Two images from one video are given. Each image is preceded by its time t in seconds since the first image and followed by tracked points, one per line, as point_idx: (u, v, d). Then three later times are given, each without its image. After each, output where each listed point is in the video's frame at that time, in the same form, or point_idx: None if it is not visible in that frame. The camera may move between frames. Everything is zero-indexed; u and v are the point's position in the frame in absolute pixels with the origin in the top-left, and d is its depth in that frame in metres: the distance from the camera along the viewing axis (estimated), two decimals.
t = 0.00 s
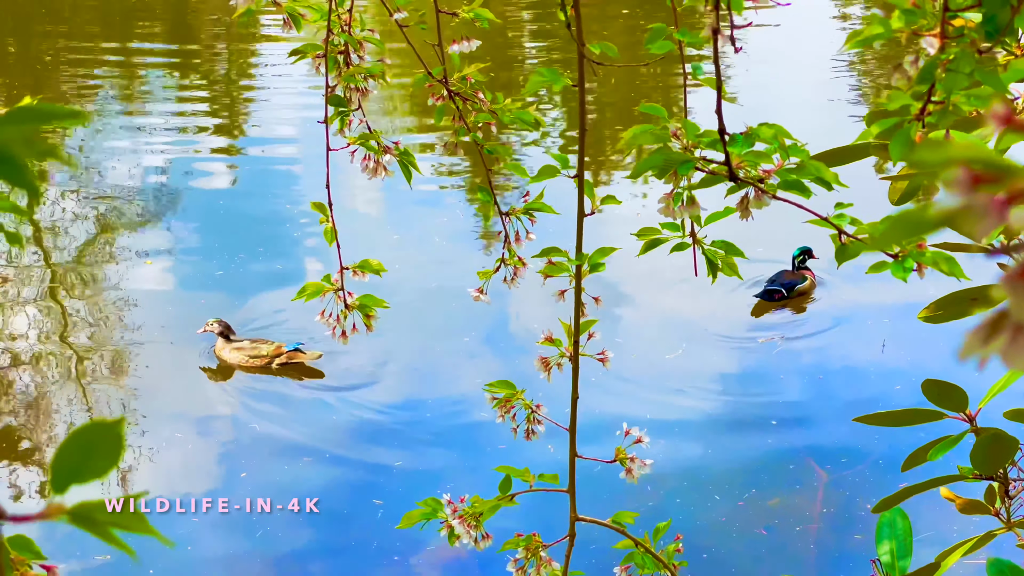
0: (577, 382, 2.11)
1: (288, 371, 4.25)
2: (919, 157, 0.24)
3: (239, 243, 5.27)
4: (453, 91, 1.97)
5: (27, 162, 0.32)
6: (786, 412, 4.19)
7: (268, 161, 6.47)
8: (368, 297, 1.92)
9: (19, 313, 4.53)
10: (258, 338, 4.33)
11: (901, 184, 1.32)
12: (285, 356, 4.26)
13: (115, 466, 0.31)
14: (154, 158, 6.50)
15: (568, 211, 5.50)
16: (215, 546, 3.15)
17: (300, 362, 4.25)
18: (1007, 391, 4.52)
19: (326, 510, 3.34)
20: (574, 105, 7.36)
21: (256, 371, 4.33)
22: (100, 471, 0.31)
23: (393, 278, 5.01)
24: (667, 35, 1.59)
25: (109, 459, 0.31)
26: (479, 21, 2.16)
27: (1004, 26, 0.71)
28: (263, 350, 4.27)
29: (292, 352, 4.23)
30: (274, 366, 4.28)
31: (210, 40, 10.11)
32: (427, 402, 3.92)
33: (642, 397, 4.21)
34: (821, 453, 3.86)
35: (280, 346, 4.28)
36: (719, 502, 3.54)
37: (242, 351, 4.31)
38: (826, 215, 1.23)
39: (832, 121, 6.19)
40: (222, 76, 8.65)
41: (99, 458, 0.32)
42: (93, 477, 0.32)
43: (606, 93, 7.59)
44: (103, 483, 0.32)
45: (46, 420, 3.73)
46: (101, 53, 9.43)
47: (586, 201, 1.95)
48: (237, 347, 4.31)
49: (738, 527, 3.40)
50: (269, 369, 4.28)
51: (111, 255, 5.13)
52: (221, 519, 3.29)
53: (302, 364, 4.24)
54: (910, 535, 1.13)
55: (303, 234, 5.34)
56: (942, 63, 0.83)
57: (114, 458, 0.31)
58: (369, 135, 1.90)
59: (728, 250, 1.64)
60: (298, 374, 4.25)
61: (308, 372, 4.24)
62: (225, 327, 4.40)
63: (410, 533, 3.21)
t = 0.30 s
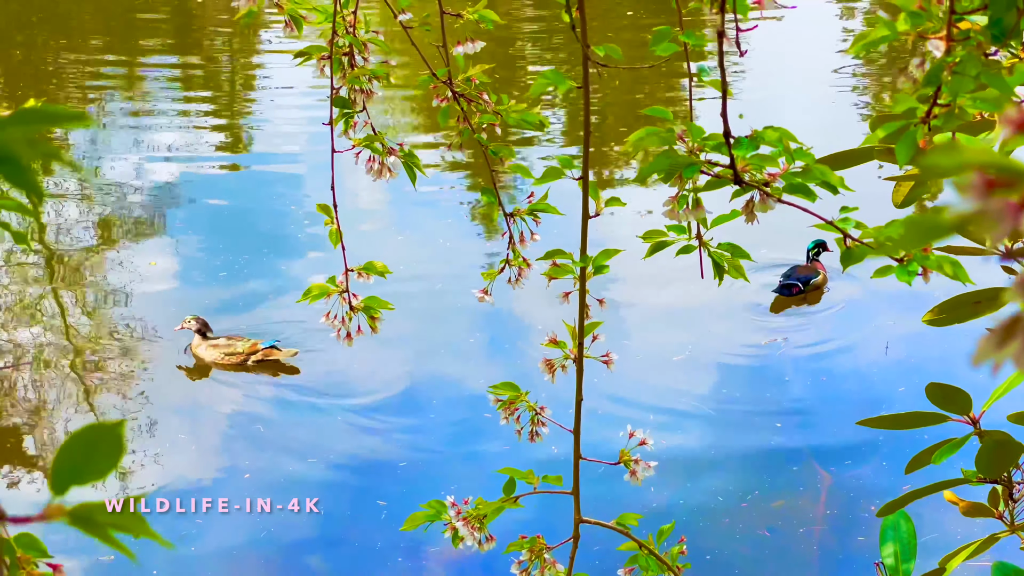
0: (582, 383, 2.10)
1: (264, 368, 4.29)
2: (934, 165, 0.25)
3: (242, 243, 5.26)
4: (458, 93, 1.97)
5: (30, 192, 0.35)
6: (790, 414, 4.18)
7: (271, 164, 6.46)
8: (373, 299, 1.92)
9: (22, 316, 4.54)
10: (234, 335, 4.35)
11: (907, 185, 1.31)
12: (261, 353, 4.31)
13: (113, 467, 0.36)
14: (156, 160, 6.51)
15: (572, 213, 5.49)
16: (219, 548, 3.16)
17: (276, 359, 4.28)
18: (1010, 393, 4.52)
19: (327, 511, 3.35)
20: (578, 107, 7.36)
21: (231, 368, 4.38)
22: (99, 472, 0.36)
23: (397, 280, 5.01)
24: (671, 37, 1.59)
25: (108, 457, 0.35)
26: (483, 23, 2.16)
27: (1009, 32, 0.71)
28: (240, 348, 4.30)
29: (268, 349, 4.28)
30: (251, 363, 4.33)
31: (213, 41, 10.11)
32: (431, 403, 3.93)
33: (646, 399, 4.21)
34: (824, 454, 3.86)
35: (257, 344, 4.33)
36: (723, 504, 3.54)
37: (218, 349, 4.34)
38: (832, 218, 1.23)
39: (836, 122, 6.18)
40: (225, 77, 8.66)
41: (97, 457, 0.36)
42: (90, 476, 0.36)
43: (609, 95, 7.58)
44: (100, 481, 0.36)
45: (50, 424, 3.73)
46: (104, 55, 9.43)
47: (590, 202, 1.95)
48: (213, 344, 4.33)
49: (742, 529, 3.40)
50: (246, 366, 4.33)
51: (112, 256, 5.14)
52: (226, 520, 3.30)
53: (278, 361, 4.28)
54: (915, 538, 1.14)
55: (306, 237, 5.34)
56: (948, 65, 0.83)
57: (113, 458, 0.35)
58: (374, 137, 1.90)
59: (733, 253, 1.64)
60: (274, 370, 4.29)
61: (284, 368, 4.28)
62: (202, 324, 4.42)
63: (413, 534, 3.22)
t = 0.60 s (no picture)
0: (586, 384, 2.10)
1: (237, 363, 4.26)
2: (940, 171, 0.24)
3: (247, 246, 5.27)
4: (462, 94, 1.97)
5: (37, 192, 0.36)
6: (793, 416, 4.18)
7: (274, 164, 6.47)
8: (377, 299, 1.92)
9: (25, 315, 4.54)
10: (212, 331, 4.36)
11: (911, 187, 1.32)
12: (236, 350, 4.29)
13: (118, 467, 0.35)
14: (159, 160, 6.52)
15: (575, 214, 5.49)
16: (222, 548, 3.17)
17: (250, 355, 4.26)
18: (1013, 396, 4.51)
19: (331, 511, 3.35)
20: (581, 108, 7.35)
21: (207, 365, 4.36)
22: (107, 469, 0.36)
23: (400, 281, 5.02)
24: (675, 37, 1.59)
25: (114, 456, 0.36)
26: (487, 25, 2.17)
27: (1014, 34, 0.72)
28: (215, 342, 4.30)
29: (242, 346, 4.25)
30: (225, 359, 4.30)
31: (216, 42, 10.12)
32: (434, 405, 3.93)
33: (648, 400, 4.21)
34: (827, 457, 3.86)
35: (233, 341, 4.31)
36: (726, 505, 3.54)
37: (193, 345, 4.32)
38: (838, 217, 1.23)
39: (840, 124, 6.17)
40: (228, 79, 8.66)
41: (105, 456, 0.36)
42: (93, 476, 0.36)
43: (612, 95, 7.58)
44: (106, 480, 0.36)
45: (54, 423, 3.74)
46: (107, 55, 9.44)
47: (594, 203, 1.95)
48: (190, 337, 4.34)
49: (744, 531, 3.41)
50: (220, 362, 4.31)
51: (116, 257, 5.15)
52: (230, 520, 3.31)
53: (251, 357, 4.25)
54: (918, 540, 1.14)
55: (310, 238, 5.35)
56: (955, 66, 0.83)
57: (120, 456, 0.36)
58: (378, 138, 1.90)
59: (736, 255, 1.64)
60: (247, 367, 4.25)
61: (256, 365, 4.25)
62: (179, 321, 4.44)
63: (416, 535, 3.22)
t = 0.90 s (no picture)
0: (589, 387, 2.10)
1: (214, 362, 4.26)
2: (952, 170, 0.23)
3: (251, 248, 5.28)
4: (466, 96, 1.97)
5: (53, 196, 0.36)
6: (796, 419, 4.18)
7: (277, 167, 6.47)
8: (380, 301, 1.92)
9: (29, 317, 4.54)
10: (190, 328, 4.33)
11: (915, 189, 1.32)
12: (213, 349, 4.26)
13: (132, 465, 0.35)
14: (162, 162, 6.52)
15: (579, 217, 5.48)
16: (226, 549, 3.18)
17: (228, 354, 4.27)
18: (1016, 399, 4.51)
19: (335, 513, 3.36)
20: (584, 110, 7.36)
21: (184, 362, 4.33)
22: (118, 471, 0.36)
23: (402, 283, 5.02)
24: (679, 40, 1.59)
25: (127, 458, 0.36)
26: (492, 27, 2.17)
27: (1018, 37, 0.72)
28: (193, 339, 4.27)
29: (220, 345, 4.24)
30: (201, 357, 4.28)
31: (220, 44, 10.13)
32: (438, 407, 3.94)
33: (651, 403, 4.21)
34: (830, 460, 3.86)
35: (210, 339, 4.30)
36: (729, 508, 3.55)
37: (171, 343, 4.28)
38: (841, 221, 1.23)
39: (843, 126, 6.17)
40: (231, 79, 8.67)
41: (117, 457, 0.36)
42: (106, 478, 0.36)
43: (615, 98, 7.58)
44: (120, 481, 0.36)
45: (57, 425, 3.74)
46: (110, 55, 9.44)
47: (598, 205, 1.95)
48: (168, 334, 4.30)
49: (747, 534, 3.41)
50: (196, 361, 4.28)
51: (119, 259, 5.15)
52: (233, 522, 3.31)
53: (229, 357, 4.26)
54: (921, 542, 1.14)
55: (313, 241, 5.35)
56: (958, 70, 0.83)
57: (132, 457, 0.35)
58: (382, 140, 1.90)
59: (740, 257, 1.63)
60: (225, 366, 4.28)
61: (234, 365, 4.27)
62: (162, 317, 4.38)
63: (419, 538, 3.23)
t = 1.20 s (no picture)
0: (591, 389, 2.10)
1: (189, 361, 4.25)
2: (951, 171, 0.23)
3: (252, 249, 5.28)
4: (468, 98, 1.97)
5: (52, 199, 0.35)
6: (798, 421, 4.17)
7: (280, 170, 6.47)
8: (382, 303, 1.92)
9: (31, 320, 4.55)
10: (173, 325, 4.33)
11: (918, 191, 1.31)
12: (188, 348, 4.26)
13: (131, 468, 0.35)
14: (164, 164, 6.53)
15: (581, 219, 5.48)
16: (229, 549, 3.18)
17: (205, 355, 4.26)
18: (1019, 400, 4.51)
19: (339, 514, 3.36)
20: (586, 113, 7.36)
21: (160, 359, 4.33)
22: (118, 472, 0.35)
23: (405, 285, 5.02)
24: (681, 43, 1.59)
25: (127, 458, 0.35)
26: (493, 29, 2.17)
27: (1020, 40, 0.72)
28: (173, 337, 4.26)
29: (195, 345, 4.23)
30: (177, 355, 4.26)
31: (222, 47, 10.15)
32: (441, 409, 3.94)
33: (653, 405, 4.20)
34: (833, 462, 3.86)
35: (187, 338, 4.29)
36: (732, 509, 3.54)
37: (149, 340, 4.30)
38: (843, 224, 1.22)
39: (845, 129, 6.16)
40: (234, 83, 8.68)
41: (117, 458, 0.35)
42: (104, 482, 0.35)
43: (617, 101, 7.58)
44: (118, 484, 0.35)
45: (60, 427, 3.74)
46: (113, 59, 9.46)
47: (600, 207, 1.94)
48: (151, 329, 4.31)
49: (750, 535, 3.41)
50: (172, 358, 4.27)
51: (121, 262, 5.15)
52: (236, 522, 3.32)
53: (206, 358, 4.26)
54: (924, 544, 1.14)
55: (315, 243, 5.35)
56: (961, 72, 0.84)
57: (131, 458, 0.35)
58: (383, 142, 1.90)
59: (742, 260, 1.63)
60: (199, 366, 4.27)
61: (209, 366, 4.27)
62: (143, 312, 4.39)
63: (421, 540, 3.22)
